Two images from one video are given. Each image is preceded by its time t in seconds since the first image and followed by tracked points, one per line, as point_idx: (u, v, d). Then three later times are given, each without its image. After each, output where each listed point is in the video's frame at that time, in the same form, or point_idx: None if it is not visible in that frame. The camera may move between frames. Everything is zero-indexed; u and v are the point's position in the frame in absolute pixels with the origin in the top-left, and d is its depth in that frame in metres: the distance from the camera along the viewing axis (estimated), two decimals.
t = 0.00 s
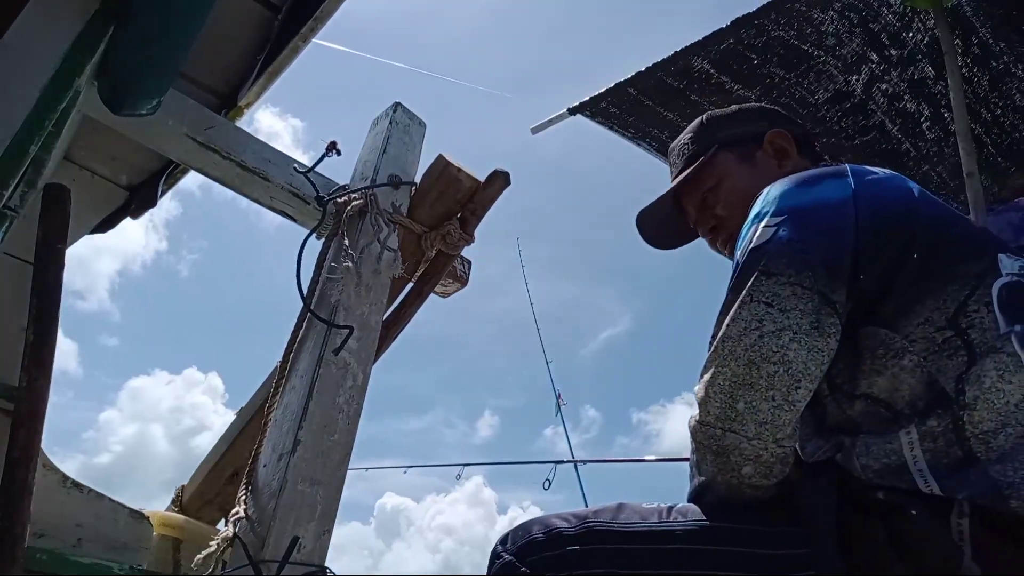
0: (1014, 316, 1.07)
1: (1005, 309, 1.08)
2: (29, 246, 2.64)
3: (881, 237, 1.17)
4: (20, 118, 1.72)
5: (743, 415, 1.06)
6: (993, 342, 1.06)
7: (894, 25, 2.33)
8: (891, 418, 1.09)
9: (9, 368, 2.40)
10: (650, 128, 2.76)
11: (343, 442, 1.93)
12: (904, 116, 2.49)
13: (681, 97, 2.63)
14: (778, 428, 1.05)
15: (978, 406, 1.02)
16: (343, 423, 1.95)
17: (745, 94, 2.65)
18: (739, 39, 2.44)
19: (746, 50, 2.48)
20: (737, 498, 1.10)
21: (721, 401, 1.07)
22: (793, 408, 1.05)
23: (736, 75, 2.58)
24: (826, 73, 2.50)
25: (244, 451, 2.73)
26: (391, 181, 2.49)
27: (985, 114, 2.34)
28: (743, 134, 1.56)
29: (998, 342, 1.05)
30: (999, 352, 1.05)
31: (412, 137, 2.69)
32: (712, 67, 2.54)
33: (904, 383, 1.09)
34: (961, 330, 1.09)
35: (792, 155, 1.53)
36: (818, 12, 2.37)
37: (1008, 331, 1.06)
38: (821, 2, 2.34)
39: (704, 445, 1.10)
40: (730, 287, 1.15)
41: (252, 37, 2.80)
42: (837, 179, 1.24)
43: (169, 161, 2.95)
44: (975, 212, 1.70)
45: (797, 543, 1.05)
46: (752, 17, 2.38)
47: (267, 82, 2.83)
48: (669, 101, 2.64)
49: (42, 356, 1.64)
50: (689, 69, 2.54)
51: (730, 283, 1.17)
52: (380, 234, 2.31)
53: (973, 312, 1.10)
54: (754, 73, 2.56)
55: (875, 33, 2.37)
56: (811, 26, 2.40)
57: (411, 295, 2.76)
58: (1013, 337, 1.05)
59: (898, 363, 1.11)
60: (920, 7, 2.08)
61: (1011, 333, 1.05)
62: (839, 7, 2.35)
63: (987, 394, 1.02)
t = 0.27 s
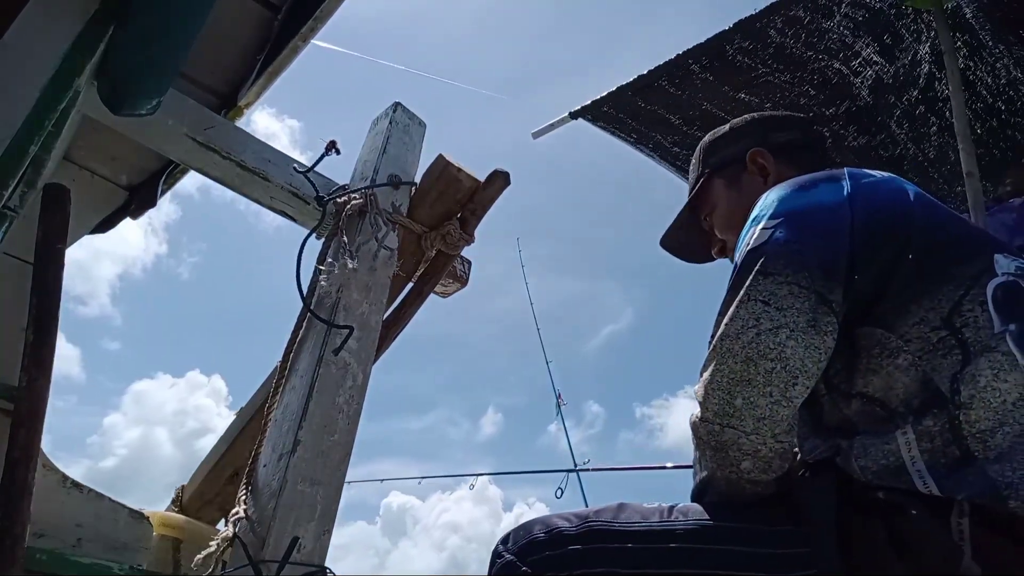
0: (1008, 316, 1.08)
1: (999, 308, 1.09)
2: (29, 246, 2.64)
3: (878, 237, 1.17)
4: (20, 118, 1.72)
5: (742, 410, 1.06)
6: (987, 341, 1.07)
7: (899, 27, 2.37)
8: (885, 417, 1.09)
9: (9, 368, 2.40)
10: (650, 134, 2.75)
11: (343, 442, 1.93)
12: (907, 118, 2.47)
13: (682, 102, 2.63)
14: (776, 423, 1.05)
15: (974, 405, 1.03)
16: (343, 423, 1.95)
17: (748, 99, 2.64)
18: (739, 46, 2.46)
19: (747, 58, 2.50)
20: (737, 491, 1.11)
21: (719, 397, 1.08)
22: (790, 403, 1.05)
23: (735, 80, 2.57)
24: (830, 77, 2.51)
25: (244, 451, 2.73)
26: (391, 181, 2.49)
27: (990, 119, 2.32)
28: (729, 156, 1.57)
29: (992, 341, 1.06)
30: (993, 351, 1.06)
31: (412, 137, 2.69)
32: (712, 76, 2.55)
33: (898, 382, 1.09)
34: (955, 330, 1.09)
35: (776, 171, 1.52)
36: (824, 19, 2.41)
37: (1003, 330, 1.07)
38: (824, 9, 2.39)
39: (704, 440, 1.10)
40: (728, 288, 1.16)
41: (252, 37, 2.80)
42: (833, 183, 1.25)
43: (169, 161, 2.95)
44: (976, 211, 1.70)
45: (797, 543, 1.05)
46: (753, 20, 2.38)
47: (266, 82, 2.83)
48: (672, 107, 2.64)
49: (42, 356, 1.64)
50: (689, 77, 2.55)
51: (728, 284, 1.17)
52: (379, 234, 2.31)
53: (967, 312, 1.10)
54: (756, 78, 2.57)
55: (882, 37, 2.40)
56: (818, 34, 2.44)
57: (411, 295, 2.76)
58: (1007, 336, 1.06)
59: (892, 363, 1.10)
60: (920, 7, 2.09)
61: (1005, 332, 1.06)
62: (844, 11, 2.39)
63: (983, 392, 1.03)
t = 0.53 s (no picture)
0: (1008, 315, 1.07)
1: (1000, 308, 1.09)
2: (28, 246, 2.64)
3: (880, 237, 1.17)
4: (20, 117, 1.72)
5: (747, 409, 1.06)
6: (987, 341, 1.06)
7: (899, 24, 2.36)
8: (885, 416, 1.09)
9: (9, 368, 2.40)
10: (650, 133, 2.76)
11: (343, 442, 1.93)
12: (909, 117, 2.47)
13: (682, 104, 2.63)
14: (780, 422, 1.05)
15: (973, 403, 1.02)
16: (343, 423, 1.95)
17: (749, 98, 2.63)
18: (740, 45, 2.45)
19: (748, 56, 2.48)
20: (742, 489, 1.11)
21: (724, 396, 1.08)
22: (795, 402, 1.05)
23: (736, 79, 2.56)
24: (830, 77, 2.52)
25: (244, 451, 2.73)
26: (391, 181, 2.49)
27: (989, 118, 2.33)
28: (736, 161, 1.60)
29: (992, 340, 1.06)
30: (992, 350, 1.05)
31: (412, 137, 2.69)
32: (713, 76, 2.54)
33: (898, 380, 1.09)
34: (955, 329, 1.09)
35: (779, 172, 1.52)
36: (823, 18, 2.41)
37: (1003, 329, 1.06)
38: (823, 7, 2.39)
39: (709, 439, 1.10)
40: (732, 288, 1.16)
41: (252, 37, 2.80)
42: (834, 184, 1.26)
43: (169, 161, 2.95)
44: (976, 212, 1.70)
45: (798, 542, 1.05)
46: (753, 20, 2.38)
47: (266, 82, 2.83)
48: (673, 107, 2.64)
49: (42, 356, 1.63)
50: (690, 77, 2.54)
51: (732, 285, 1.17)
52: (379, 234, 2.31)
53: (968, 311, 1.10)
54: (756, 79, 2.57)
55: (883, 35, 2.39)
56: (817, 32, 2.43)
57: (411, 295, 2.77)
58: (1007, 336, 1.05)
59: (892, 361, 1.10)
60: (920, 7, 2.09)
61: (1005, 331, 1.06)
62: (843, 10, 2.38)
63: (983, 390, 1.03)
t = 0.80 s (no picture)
0: (1000, 316, 1.07)
1: (992, 310, 1.07)
2: (28, 246, 2.64)
3: (877, 236, 1.18)
4: (20, 118, 1.72)
5: (783, 406, 1.04)
6: (980, 342, 1.05)
7: (891, 22, 2.32)
8: (881, 419, 1.08)
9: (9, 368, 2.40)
10: (649, 131, 2.77)
11: (343, 442, 1.93)
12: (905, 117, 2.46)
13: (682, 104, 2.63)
14: (818, 417, 1.04)
15: (967, 405, 1.02)
16: (343, 423, 1.95)
17: (746, 95, 2.63)
18: (735, 40, 2.45)
19: (744, 53, 2.49)
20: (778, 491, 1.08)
21: (757, 395, 1.06)
22: (826, 395, 1.05)
23: (732, 77, 2.56)
24: (827, 76, 2.52)
25: (244, 451, 2.73)
26: (391, 181, 2.49)
27: (987, 117, 2.34)
28: (731, 167, 1.61)
29: (985, 342, 1.05)
30: (986, 351, 1.05)
31: (412, 137, 2.69)
32: (712, 73, 2.55)
33: (892, 384, 1.08)
34: (948, 331, 1.08)
35: (770, 178, 1.52)
36: (819, 15, 2.39)
37: (995, 330, 1.05)
38: (820, 4, 2.36)
39: (749, 443, 1.07)
40: (737, 290, 1.15)
41: (252, 37, 2.80)
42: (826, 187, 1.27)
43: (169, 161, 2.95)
44: (976, 212, 1.71)
45: (795, 542, 1.05)
46: (748, 19, 2.39)
47: (266, 82, 2.83)
48: (671, 103, 2.64)
49: (42, 356, 1.63)
50: (688, 72, 2.55)
51: (733, 286, 1.16)
52: (379, 234, 2.31)
53: (960, 313, 1.09)
54: (756, 78, 2.57)
55: (871, 33, 2.37)
56: (813, 30, 2.41)
57: (411, 295, 2.77)
58: (1000, 337, 1.05)
59: (886, 363, 1.10)
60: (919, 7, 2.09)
61: (997, 332, 1.05)
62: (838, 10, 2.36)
63: (977, 393, 1.02)
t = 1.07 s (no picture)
0: (997, 311, 1.06)
1: (988, 304, 1.07)
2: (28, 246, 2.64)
3: (871, 233, 1.19)
4: (20, 117, 1.72)
5: (798, 397, 1.04)
6: (979, 336, 1.05)
7: (892, 23, 2.32)
8: (884, 417, 1.09)
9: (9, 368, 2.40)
10: (649, 130, 2.77)
11: (343, 442, 1.93)
12: (905, 117, 2.46)
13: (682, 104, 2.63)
14: (832, 406, 1.04)
15: (968, 400, 1.01)
16: (343, 423, 1.95)
17: (746, 94, 2.63)
18: (734, 39, 2.46)
19: (744, 51, 2.49)
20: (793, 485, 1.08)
21: (770, 387, 1.06)
22: (837, 385, 1.05)
23: (731, 76, 2.57)
24: (827, 75, 2.52)
25: (244, 451, 2.73)
26: (391, 180, 2.49)
27: (985, 117, 2.35)
28: (713, 181, 1.61)
29: (983, 336, 1.04)
30: (985, 345, 1.04)
31: (412, 137, 2.69)
32: (712, 72, 2.55)
33: (893, 380, 1.09)
34: (945, 326, 1.08)
35: (750, 190, 1.52)
36: (819, 14, 2.38)
37: (993, 325, 1.04)
38: (819, 3, 2.36)
39: (765, 436, 1.06)
40: (739, 289, 1.16)
41: (252, 38, 2.80)
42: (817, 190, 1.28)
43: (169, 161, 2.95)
44: (975, 213, 1.71)
45: (793, 542, 1.05)
46: (748, 19, 2.39)
47: (266, 82, 2.83)
48: (671, 101, 2.65)
49: (42, 356, 1.63)
50: (688, 70, 2.55)
51: (733, 286, 1.18)
52: (379, 233, 2.31)
53: (957, 307, 1.08)
54: (756, 78, 2.57)
55: (870, 34, 2.37)
56: (812, 30, 2.41)
57: (411, 295, 2.77)
58: (997, 331, 1.04)
59: (886, 361, 1.11)
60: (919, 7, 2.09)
61: (994, 327, 1.04)
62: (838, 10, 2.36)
63: (977, 387, 1.01)
